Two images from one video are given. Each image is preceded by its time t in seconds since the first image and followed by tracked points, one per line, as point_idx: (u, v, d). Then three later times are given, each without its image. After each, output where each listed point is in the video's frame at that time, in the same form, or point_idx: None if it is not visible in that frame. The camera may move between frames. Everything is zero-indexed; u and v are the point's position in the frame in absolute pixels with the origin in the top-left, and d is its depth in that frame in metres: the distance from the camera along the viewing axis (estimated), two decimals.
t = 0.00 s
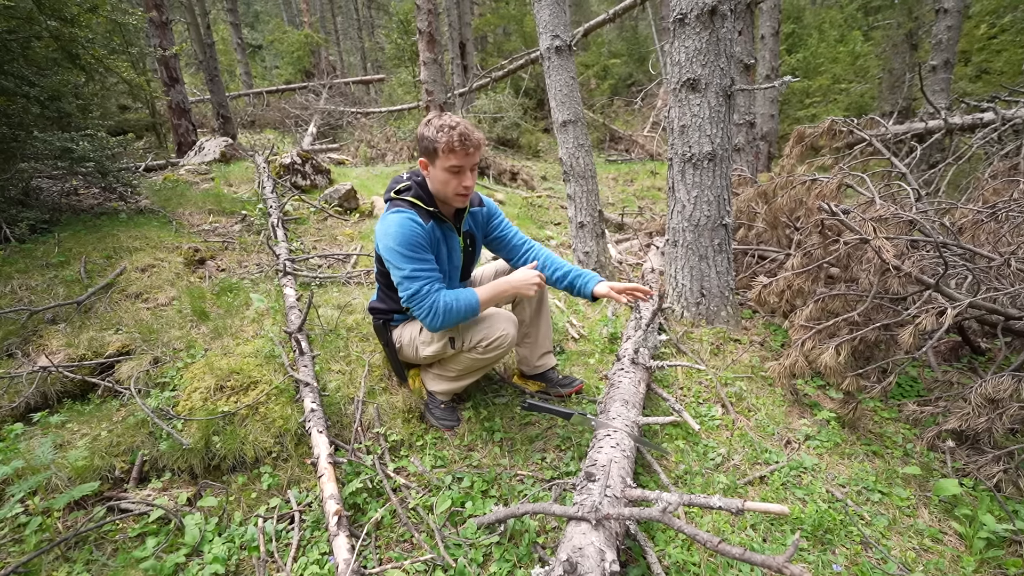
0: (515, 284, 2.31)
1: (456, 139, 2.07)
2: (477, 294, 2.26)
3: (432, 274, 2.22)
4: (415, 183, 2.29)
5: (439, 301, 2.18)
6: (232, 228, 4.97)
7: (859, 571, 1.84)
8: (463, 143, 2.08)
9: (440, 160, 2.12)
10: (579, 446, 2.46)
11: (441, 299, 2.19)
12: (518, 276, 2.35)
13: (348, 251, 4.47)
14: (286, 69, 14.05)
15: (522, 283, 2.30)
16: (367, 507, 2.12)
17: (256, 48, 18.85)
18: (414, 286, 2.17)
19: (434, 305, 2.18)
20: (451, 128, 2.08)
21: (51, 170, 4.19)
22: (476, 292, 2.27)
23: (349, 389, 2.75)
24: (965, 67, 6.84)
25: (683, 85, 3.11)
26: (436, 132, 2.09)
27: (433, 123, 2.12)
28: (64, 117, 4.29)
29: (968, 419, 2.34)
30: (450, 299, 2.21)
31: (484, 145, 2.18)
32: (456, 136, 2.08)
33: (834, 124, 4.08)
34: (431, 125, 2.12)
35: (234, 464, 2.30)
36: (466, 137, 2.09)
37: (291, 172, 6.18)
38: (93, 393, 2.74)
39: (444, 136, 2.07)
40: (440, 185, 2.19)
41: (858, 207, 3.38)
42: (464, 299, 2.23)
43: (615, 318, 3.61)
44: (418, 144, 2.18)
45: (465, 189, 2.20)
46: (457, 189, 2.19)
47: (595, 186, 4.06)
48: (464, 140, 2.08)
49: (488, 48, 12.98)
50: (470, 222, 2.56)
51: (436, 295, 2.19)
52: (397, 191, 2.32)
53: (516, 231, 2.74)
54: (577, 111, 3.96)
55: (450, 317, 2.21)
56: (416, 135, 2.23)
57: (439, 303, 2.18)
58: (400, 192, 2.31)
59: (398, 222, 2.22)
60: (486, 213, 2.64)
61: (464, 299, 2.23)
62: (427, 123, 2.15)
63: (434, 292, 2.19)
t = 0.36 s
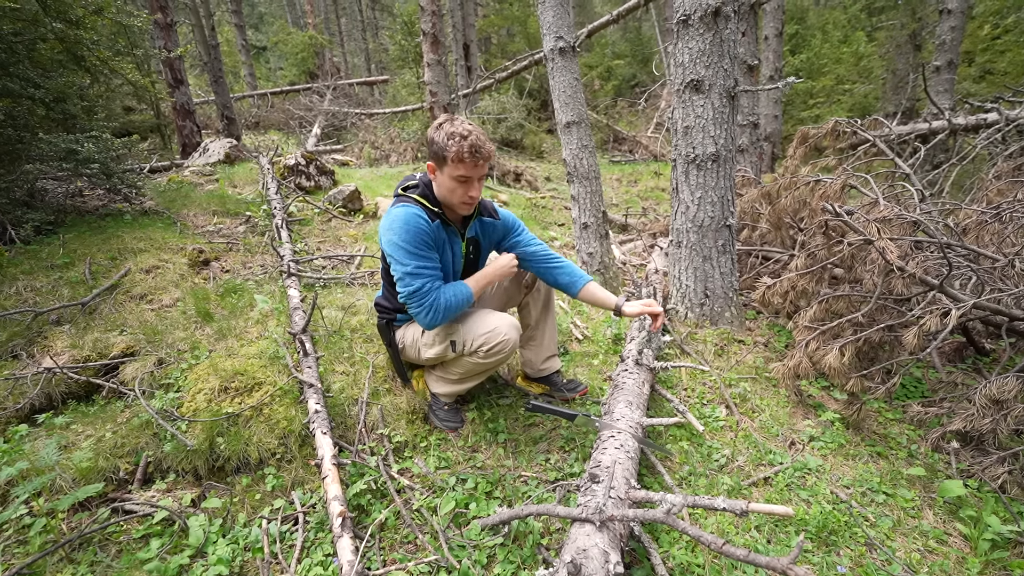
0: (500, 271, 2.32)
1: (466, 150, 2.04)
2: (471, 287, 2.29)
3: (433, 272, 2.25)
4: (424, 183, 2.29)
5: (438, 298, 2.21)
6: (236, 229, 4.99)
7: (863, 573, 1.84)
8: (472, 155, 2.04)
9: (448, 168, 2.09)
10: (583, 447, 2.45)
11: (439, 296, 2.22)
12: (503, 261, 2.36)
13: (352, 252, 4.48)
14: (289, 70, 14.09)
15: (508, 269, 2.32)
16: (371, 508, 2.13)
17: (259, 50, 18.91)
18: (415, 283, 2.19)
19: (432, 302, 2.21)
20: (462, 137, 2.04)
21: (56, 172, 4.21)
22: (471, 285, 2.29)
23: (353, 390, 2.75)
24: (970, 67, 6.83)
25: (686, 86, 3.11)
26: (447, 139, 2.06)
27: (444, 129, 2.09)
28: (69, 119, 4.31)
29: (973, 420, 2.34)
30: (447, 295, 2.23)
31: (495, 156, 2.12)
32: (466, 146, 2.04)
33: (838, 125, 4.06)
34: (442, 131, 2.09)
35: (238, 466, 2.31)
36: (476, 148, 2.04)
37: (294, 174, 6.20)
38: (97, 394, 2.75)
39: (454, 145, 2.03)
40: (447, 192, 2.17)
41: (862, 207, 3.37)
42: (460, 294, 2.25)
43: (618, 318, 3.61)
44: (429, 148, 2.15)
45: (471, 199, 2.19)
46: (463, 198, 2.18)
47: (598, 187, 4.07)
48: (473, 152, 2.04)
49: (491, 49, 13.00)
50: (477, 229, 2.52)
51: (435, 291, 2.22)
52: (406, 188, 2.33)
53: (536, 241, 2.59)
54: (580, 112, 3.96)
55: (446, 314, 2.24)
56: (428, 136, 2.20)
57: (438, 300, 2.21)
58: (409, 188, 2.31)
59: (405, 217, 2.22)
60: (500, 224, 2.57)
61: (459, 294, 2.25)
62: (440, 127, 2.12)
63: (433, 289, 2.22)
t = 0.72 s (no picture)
0: (525, 387, 2.23)
1: (516, 169, 2.03)
2: (492, 361, 2.22)
3: (458, 312, 2.20)
4: (462, 204, 2.22)
5: (457, 344, 2.17)
6: (235, 227, 4.98)
7: (862, 569, 1.84)
8: (522, 174, 2.04)
9: (496, 187, 2.06)
10: (582, 445, 2.46)
11: (459, 344, 2.17)
12: (532, 384, 2.25)
13: (351, 249, 4.47)
14: (288, 68, 14.05)
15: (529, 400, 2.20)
16: (371, 506, 2.13)
17: (258, 48, 18.86)
18: (437, 317, 2.14)
19: (449, 343, 2.16)
20: (512, 156, 2.04)
21: (54, 170, 4.19)
22: (493, 358, 2.24)
23: (353, 388, 2.75)
24: (970, 64, 6.82)
25: (687, 83, 3.10)
26: (496, 158, 2.05)
27: (492, 148, 2.08)
28: (67, 117, 4.29)
29: (972, 417, 2.34)
30: (467, 349, 2.18)
31: (541, 176, 2.13)
32: (516, 165, 2.04)
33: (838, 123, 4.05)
34: (491, 150, 2.07)
35: (238, 463, 2.31)
36: (527, 167, 2.05)
37: (294, 171, 6.18)
38: (96, 392, 2.74)
39: (504, 163, 2.03)
40: (492, 211, 2.14)
41: (862, 204, 3.37)
42: (478, 359, 2.20)
43: (618, 316, 3.61)
44: (474, 166, 2.12)
45: (514, 219, 2.16)
46: (507, 218, 2.15)
47: (598, 184, 4.06)
48: (523, 171, 2.04)
49: (491, 46, 12.97)
50: (504, 251, 2.50)
51: (455, 339, 2.17)
52: (441, 206, 2.26)
53: (551, 267, 2.61)
54: (580, 110, 3.95)
55: (458, 363, 2.19)
56: (471, 155, 2.17)
57: (456, 346, 2.17)
58: (446, 206, 2.25)
59: (441, 244, 2.15)
60: (522, 244, 2.53)
61: (478, 359, 2.20)
62: (486, 146, 2.11)
63: (454, 332, 2.17)
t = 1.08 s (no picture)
0: (541, 358, 2.18)
1: (560, 155, 2.04)
2: (508, 331, 2.14)
3: (480, 278, 2.14)
4: (498, 182, 2.22)
5: (474, 307, 2.10)
6: (234, 225, 4.97)
7: (861, 566, 1.84)
8: (564, 162, 2.04)
9: (536, 170, 2.06)
10: (582, 442, 2.45)
11: (476, 308, 2.10)
12: (548, 356, 2.21)
13: (350, 247, 4.47)
14: (287, 66, 14.02)
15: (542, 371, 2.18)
16: (370, 503, 2.12)
17: (257, 46, 18.78)
18: (459, 277, 2.09)
19: (466, 304, 2.09)
20: (558, 144, 2.04)
21: (52, 168, 4.18)
22: (509, 328, 2.15)
23: (352, 386, 2.75)
24: (969, 61, 6.80)
25: (686, 80, 3.09)
26: (543, 141, 2.05)
27: (538, 133, 2.08)
28: (65, 115, 4.26)
29: (971, 414, 2.34)
30: (484, 314, 2.11)
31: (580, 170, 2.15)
32: (560, 153, 2.05)
33: (837, 120, 4.04)
34: (537, 135, 2.07)
35: (237, 461, 2.31)
36: (569, 157, 2.05)
37: (292, 169, 6.17)
38: (94, 391, 2.74)
39: (550, 149, 2.03)
40: (525, 194, 2.14)
41: (861, 201, 3.36)
42: (494, 326, 2.12)
43: (617, 314, 3.60)
44: (516, 146, 2.11)
45: (545, 206, 2.17)
46: (538, 203, 2.15)
47: (598, 181, 4.03)
48: (567, 160, 2.05)
49: (490, 44, 12.95)
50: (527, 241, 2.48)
51: (473, 301, 2.10)
52: (474, 179, 2.22)
53: (564, 268, 2.60)
54: (579, 107, 3.94)
55: (472, 327, 2.11)
56: (514, 136, 2.16)
57: (473, 309, 2.09)
58: (480, 180, 2.22)
59: (474, 208, 2.12)
60: (542, 238, 2.53)
61: (494, 326, 2.12)
62: (532, 130, 2.11)
63: (473, 294, 2.10)
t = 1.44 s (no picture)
0: (543, 364, 2.16)
1: (529, 133, 2.10)
2: (512, 331, 2.14)
3: (479, 274, 2.13)
4: (481, 173, 2.26)
5: (478, 307, 2.09)
6: (232, 225, 4.96)
7: (859, 565, 1.84)
8: (534, 139, 2.09)
9: (508, 149, 2.14)
10: (580, 442, 2.46)
11: (480, 307, 2.09)
12: (549, 362, 2.19)
13: (348, 247, 4.46)
14: (285, 66, 14.00)
15: (542, 380, 2.16)
16: (368, 504, 2.12)
17: (254, 45, 18.73)
18: (458, 275, 2.07)
19: (469, 303, 2.08)
20: (528, 124, 2.14)
21: (48, 168, 4.16)
22: (512, 328, 2.15)
23: (350, 386, 2.74)
24: (966, 61, 6.82)
25: (683, 80, 3.10)
26: (516, 125, 2.16)
27: (514, 121, 2.18)
28: (61, 114, 4.24)
29: (968, 413, 2.35)
30: (488, 312, 2.10)
31: (555, 153, 2.17)
32: (530, 132, 2.12)
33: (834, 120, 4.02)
34: (511, 122, 2.18)
35: (234, 462, 2.30)
36: (539, 134, 2.10)
37: (290, 169, 6.15)
38: (91, 392, 2.73)
39: (520, 129, 2.12)
40: (499, 175, 2.18)
41: (859, 201, 3.37)
42: (498, 325, 2.11)
43: (615, 314, 3.60)
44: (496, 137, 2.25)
45: (514, 186, 2.15)
46: (510, 184, 2.15)
47: (596, 181, 4.04)
48: (536, 137, 2.10)
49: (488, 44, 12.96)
50: (520, 235, 2.47)
51: (476, 300, 2.09)
52: (460, 174, 2.26)
53: (564, 265, 2.58)
54: (577, 107, 3.94)
55: (477, 326, 2.10)
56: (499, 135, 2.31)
57: (477, 308, 2.08)
58: (466, 174, 2.26)
59: (457, 204, 2.13)
60: (537, 232, 2.53)
61: (498, 325, 2.11)
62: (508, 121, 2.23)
63: (475, 293, 2.09)
